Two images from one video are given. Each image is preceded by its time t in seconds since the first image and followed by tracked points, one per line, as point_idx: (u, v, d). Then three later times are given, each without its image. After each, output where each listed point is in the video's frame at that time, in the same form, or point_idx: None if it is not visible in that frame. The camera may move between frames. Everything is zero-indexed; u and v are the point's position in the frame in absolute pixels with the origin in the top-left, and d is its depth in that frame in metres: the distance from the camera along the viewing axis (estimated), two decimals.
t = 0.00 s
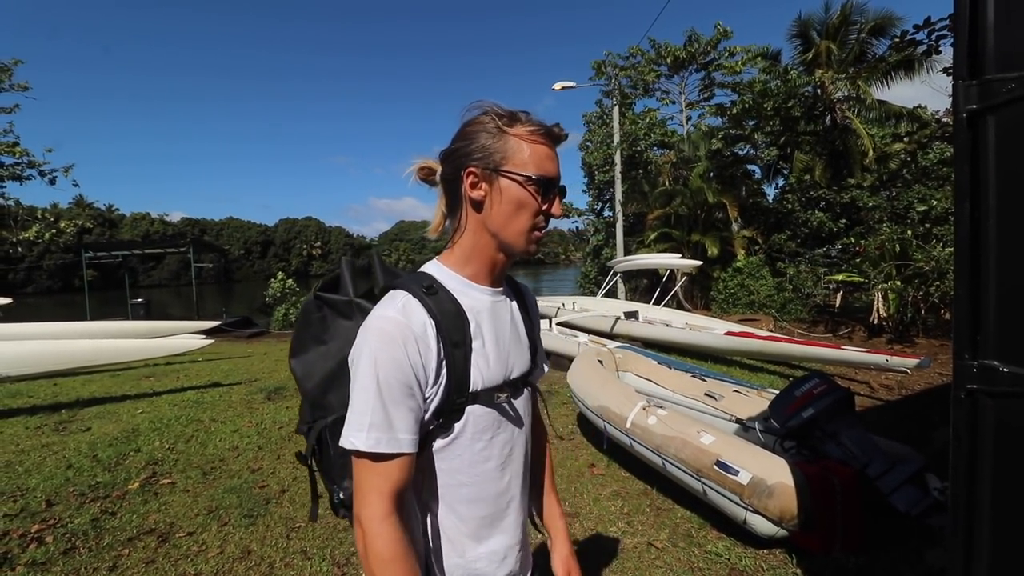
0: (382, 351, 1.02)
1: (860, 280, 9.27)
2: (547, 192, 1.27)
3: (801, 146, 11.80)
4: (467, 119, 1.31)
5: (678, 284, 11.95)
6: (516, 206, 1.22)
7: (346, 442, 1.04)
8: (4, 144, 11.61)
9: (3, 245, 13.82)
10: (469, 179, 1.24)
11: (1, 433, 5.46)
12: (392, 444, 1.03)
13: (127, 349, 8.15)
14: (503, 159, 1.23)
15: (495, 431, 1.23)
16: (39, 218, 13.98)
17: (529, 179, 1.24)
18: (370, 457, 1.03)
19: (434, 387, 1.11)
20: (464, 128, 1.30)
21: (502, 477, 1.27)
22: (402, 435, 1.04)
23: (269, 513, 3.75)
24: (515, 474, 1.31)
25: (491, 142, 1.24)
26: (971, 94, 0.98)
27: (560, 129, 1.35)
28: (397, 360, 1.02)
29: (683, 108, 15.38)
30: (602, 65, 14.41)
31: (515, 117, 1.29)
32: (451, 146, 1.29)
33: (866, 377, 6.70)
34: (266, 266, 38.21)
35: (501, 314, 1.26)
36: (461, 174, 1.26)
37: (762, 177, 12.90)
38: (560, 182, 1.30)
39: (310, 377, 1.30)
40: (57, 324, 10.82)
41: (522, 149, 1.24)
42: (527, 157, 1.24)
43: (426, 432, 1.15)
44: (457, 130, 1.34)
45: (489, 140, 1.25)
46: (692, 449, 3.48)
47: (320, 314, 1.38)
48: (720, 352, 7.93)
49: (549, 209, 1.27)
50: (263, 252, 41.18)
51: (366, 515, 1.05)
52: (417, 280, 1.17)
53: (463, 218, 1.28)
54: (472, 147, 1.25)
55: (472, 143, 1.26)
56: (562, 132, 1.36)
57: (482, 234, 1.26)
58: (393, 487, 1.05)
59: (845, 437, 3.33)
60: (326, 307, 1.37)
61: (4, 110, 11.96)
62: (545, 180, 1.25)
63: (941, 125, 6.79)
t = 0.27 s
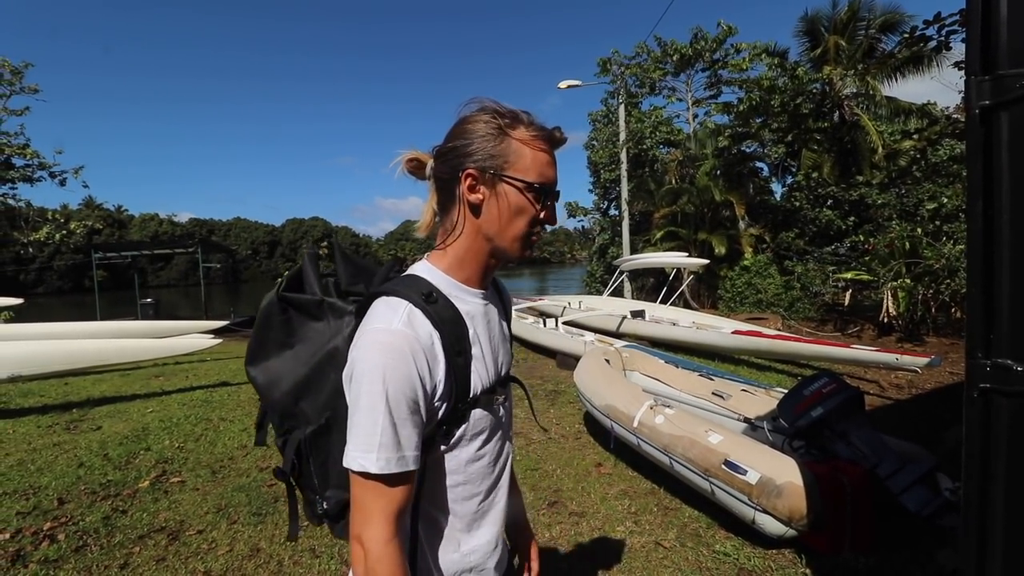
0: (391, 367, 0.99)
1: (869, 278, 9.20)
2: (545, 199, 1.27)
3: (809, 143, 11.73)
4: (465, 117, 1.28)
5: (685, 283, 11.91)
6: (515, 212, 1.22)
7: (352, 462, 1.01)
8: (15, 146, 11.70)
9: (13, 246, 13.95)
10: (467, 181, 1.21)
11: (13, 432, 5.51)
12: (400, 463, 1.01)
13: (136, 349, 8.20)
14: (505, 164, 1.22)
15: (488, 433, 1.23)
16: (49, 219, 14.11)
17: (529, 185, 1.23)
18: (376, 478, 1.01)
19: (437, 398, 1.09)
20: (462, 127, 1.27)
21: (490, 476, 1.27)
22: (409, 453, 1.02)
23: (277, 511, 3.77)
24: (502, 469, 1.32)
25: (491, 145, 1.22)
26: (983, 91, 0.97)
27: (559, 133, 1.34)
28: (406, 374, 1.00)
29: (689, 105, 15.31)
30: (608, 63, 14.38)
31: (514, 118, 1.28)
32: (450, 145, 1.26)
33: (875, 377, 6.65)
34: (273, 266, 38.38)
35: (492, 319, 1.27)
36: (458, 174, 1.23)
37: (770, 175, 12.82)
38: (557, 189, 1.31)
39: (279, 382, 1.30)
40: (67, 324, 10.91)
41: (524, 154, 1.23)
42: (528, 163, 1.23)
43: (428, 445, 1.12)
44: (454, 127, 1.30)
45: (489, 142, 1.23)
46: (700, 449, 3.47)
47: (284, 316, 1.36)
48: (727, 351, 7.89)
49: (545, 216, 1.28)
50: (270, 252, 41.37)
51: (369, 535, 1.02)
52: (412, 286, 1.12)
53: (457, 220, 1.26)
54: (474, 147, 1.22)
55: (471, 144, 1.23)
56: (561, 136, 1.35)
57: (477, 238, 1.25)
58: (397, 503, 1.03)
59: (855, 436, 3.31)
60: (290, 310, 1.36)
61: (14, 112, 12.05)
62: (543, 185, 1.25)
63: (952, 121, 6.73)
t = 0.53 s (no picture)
0: (411, 361, 0.99)
1: (876, 276, 9.14)
2: (537, 192, 1.26)
3: (815, 141, 11.66)
4: (457, 115, 1.27)
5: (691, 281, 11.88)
6: (507, 208, 1.22)
7: (379, 456, 1.01)
8: (23, 142, 11.78)
9: (22, 243, 14.06)
10: (460, 179, 1.21)
11: (23, 426, 5.56)
12: (424, 454, 1.01)
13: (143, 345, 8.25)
14: (495, 161, 1.21)
15: (504, 422, 1.22)
16: (57, 216, 14.21)
17: (520, 180, 1.22)
18: (402, 472, 1.01)
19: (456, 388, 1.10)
20: (453, 125, 1.26)
21: (508, 465, 1.27)
22: (433, 443, 1.03)
23: (283, 506, 3.79)
24: (518, 458, 1.32)
25: (481, 142, 1.21)
26: (996, 86, 0.96)
27: (548, 125, 1.32)
28: (426, 367, 1.00)
29: (695, 102, 15.24)
30: (613, 60, 14.35)
31: (503, 113, 1.26)
32: (440, 146, 1.25)
33: (882, 375, 6.62)
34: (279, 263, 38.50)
35: (494, 312, 1.28)
36: (451, 173, 1.23)
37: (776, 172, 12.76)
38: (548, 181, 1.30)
39: (287, 394, 1.27)
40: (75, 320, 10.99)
41: (513, 149, 1.22)
42: (518, 157, 1.22)
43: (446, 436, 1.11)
44: (446, 125, 1.29)
45: (480, 139, 1.22)
46: (706, 447, 3.46)
47: (287, 327, 1.33)
48: (733, 349, 7.86)
49: (538, 209, 1.27)
50: (276, 249, 41.52)
51: (399, 525, 1.02)
52: (419, 283, 1.13)
53: (453, 218, 1.26)
54: (464, 147, 1.22)
55: (462, 142, 1.22)
56: (551, 127, 1.33)
57: (473, 234, 1.25)
58: (424, 492, 1.04)
59: (861, 435, 3.29)
60: (294, 320, 1.33)
61: (23, 109, 12.12)
62: (533, 179, 1.24)
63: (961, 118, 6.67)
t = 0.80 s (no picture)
0: (422, 350, 0.99)
1: (877, 274, 9.13)
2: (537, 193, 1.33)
3: (817, 139, 11.65)
4: (469, 116, 1.28)
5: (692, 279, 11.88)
6: (518, 207, 1.27)
7: (398, 445, 1.00)
8: (24, 140, 11.77)
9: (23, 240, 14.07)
10: (479, 175, 1.21)
11: (25, 423, 5.57)
12: (442, 439, 1.01)
13: (144, 342, 8.25)
14: (511, 161, 1.24)
15: (508, 410, 1.22)
16: (59, 213, 14.22)
17: (530, 182, 1.28)
18: (421, 459, 1.00)
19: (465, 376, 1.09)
20: (467, 123, 1.26)
21: (515, 454, 1.27)
22: (448, 428, 1.02)
23: (284, 503, 3.80)
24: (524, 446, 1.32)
25: (501, 143, 1.23)
26: (998, 84, 0.95)
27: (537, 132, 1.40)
28: (435, 355, 1.01)
29: (697, 100, 15.21)
30: (614, 58, 14.33)
31: (511, 120, 1.31)
32: (456, 142, 1.23)
33: (883, 374, 6.62)
34: (280, 260, 38.51)
35: (494, 304, 1.28)
36: (468, 167, 1.22)
37: (777, 170, 12.73)
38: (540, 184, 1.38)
39: (292, 397, 1.26)
40: (77, 317, 11.00)
41: (524, 152, 1.27)
42: (529, 162, 1.28)
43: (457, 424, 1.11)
44: (455, 123, 1.28)
45: (498, 139, 1.23)
46: (706, 445, 3.46)
47: (292, 330, 1.33)
48: (734, 348, 7.86)
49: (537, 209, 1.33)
50: (277, 246, 41.51)
51: (425, 509, 1.01)
52: (421, 277, 1.13)
53: (462, 212, 1.24)
54: (483, 145, 1.22)
55: (480, 139, 1.22)
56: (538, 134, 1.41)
57: (483, 230, 1.25)
58: (445, 476, 1.03)
59: (860, 433, 3.30)
60: (298, 321, 1.33)
61: (24, 106, 12.11)
62: (539, 182, 1.31)
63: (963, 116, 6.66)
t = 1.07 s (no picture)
0: (434, 344, 1.00)
1: (874, 273, 9.15)
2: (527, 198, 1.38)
3: (814, 138, 11.67)
4: (478, 118, 1.28)
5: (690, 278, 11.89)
6: (518, 211, 1.31)
7: (410, 441, 0.99)
8: (20, 138, 11.72)
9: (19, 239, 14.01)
10: (496, 178, 1.22)
11: (21, 422, 5.56)
12: (452, 434, 1.01)
13: (141, 342, 8.22)
14: (519, 166, 1.28)
15: (510, 406, 1.22)
16: (55, 212, 14.16)
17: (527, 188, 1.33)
18: (431, 455, 1.00)
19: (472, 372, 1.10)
20: (481, 125, 1.25)
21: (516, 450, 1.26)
22: (457, 423, 1.02)
23: (282, 501, 3.80)
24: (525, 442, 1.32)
25: (512, 149, 1.26)
26: (994, 82, 0.96)
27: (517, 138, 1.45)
28: (445, 351, 1.01)
29: (695, 99, 15.21)
30: (612, 56, 14.31)
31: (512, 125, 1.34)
32: (473, 140, 1.21)
33: (880, 372, 6.64)
34: (277, 259, 38.42)
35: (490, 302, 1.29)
36: (484, 169, 1.21)
37: (775, 169, 12.73)
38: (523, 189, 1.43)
39: (288, 402, 1.27)
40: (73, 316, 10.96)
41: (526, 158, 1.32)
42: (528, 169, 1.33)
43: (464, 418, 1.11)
44: (466, 122, 1.26)
45: (509, 145, 1.26)
46: (703, 443, 3.47)
47: (284, 333, 1.34)
48: (732, 346, 7.87)
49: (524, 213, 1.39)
50: (274, 245, 41.41)
51: (434, 507, 1.01)
52: (423, 275, 1.12)
53: (472, 212, 1.23)
54: (499, 147, 1.23)
55: (496, 144, 1.23)
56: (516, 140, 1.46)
57: (489, 231, 1.26)
58: (453, 472, 1.03)
59: (857, 431, 3.31)
60: (290, 325, 1.34)
61: (20, 105, 12.05)
62: (532, 188, 1.36)
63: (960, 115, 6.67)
